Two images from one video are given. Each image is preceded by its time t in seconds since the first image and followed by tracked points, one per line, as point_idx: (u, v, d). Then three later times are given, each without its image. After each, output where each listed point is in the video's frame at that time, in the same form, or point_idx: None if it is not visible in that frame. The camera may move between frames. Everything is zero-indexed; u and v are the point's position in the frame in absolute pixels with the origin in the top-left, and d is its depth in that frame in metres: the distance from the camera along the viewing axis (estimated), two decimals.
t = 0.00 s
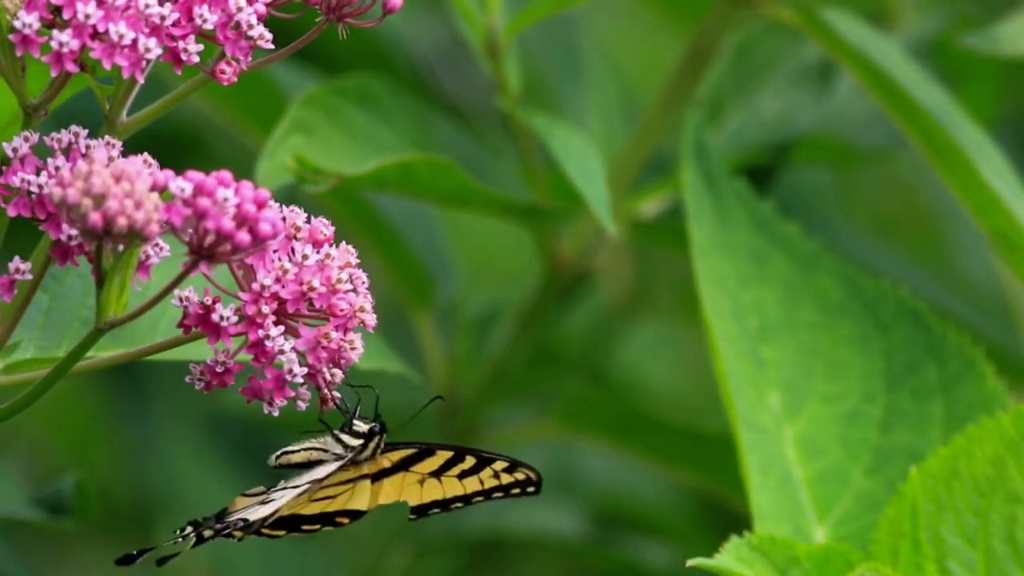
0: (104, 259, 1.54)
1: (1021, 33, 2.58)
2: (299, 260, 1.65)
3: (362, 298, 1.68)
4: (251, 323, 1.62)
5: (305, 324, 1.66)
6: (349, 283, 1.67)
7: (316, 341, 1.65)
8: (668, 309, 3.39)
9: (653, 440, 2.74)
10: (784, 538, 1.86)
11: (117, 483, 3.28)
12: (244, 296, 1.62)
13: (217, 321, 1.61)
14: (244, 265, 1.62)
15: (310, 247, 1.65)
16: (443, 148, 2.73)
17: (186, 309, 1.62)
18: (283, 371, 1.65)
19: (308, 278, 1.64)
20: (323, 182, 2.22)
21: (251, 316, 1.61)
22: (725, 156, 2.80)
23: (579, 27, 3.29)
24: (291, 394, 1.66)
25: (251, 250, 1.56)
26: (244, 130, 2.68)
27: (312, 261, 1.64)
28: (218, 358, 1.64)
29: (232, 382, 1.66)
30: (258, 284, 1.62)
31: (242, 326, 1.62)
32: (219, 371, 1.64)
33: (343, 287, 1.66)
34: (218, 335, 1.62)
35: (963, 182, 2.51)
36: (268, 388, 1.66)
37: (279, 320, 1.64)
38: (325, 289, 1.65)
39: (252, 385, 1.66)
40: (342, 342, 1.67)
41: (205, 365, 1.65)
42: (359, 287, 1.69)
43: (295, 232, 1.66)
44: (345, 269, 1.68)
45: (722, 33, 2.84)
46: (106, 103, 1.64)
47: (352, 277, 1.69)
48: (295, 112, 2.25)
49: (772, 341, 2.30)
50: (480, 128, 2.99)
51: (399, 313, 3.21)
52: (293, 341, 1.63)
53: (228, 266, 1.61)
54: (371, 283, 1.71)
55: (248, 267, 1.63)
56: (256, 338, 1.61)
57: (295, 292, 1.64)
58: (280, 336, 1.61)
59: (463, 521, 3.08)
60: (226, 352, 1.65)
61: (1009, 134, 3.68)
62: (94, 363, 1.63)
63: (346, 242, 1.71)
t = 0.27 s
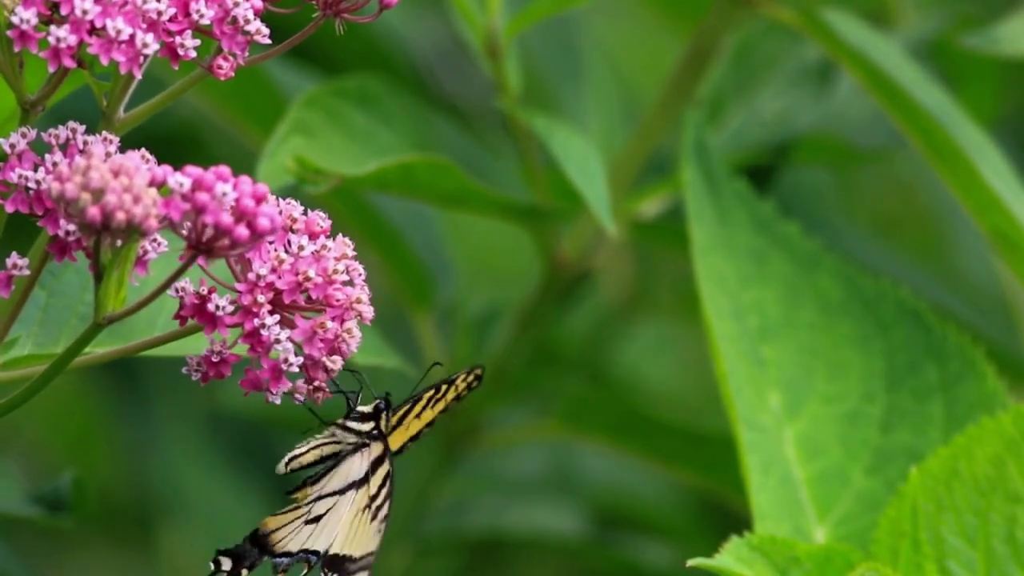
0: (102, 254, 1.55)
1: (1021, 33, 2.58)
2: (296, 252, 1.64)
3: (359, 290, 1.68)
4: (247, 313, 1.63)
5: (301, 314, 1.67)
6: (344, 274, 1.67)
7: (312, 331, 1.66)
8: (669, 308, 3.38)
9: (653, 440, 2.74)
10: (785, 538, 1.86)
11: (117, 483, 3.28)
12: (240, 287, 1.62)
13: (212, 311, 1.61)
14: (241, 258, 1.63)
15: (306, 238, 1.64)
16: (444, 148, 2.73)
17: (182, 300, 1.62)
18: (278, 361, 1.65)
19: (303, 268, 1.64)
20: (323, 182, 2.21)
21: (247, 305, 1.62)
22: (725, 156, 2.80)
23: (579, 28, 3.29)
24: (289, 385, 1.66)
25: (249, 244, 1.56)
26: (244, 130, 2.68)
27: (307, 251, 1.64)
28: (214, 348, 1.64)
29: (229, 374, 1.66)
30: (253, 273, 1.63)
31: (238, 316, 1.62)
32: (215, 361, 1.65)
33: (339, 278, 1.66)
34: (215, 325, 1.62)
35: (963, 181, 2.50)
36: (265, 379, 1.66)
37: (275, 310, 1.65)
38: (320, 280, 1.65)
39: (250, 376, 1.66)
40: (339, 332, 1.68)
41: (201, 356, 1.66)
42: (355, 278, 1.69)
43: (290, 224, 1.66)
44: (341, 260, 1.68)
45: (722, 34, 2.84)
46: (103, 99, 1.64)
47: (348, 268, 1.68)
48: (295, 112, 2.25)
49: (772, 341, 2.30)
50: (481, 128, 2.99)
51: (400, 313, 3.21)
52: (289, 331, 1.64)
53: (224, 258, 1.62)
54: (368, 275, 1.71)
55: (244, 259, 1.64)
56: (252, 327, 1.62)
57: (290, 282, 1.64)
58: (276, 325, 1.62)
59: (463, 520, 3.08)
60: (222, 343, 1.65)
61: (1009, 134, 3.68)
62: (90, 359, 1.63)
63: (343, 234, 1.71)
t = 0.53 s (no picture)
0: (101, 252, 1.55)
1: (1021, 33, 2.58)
2: (295, 249, 1.64)
3: (359, 288, 1.69)
4: (247, 311, 1.62)
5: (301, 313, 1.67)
6: (344, 272, 1.68)
7: (312, 329, 1.66)
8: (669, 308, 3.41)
9: (653, 440, 2.73)
10: (784, 538, 1.86)
11: (117, 483, 3.28)
12: (240, 286, 1.62)
13: (212, 310, 1.61)
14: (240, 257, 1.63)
15: (305, 236, 1.64)
16: (443, 148, 2.73)
17: (182, 299, 1.61)
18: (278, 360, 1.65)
19: (303, 266, 1.64)
20: (323, 182, 2.21)
21: (247, 304, 1.62)
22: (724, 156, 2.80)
23: (579, 27, 3.29)
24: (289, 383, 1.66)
25: (248, 241, 1.56)
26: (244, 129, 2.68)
27: (307, 250, 1.64)
28: (214, 347, 1.64)
29: (229, 372, 1.66)
30: (253, 272, 1.62)
31: (238, 315, 1.62)
32: (215, 360, 1.65)
33: (338, 276, 1.67)
34: (215, 324, 1.62)
35: (963, 181, 2.50)
36: (265, 377, 1.65)
37: (275, 309, 1.65)
38: (320, 278, 1.65)
39: (250, 374, 1.66)
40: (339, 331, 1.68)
41: (201, 354, 1.65)
42: (355, 276, 1.69)
43: (290, 222, 1.66)
44: (341, 258, 1.68)
45: (722, 33, 2.84)
46: (101, 96, 1.64)
47: (348, 266, 1.69)
48: (294, 112, 2.25)
49: (772, 341, 2.30)
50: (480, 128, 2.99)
51: (399, 313, 3.21)
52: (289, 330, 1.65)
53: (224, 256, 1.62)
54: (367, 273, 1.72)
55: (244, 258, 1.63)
56: (252, 326, 1.62)
57: (290, 281, 1.64)
58: (276, 324, 1.62)
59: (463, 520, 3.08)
60: (222, 341, 1.65)
61: (1009, 134, 3.68)
62: (88, 358, 1.63)
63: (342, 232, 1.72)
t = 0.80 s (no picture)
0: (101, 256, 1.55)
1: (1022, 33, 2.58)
2: (293, 249, 1.65)
3: (357, 287, 1.70)
4: (245, 310, 1.63)
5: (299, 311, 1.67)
6: (343, 270, 1.68)
7: (311, 326, 1.67)
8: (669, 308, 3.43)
9: (653, 440, 2.74)
10: (785, 538, 1.86)
11: (118, 482, 3.28)
12: (239, 285, 1.62)
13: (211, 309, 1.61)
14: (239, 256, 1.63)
15: (303, 235, 1.65)
16: (444, 148, 2.73)
17: (181, 298, 1.62)
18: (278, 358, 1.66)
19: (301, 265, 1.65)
20: (323, 181, 2.21)
21: (245, 303, 1.62)
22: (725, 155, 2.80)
23: (579, 27, 3.29)
24: (288, 382, 1.67)
25: (247, 245, 1.56)
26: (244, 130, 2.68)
27: (306, 248, 1.64)
28: (213, 346, 1.64)
29: (228, 371, 1.66)
30: (251, 271, 1.62)
31: (237, 314, 1.62)
32: (215, 359, 1.65)
33: (337, 275, 1.67)
34: (213, 323, 1.62)
35: (963, 182, 2.50)
36: (264, 376, 1.67)
37: (274, 308, 1.65)
38: (319, 277, 1.66)
39: (248, 373, 1.67)
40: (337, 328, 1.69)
41: (200, 354, 1.65)
42: (353, 275, 1.70)
43: (288, 221, 1.66)
44: (339, 256, 1.69)
45: (723, 33, 2.84)
46: (102, 99, 1.64)
47: (346, 265, 1.69)
48: (295, 112, 2.25)
49: (773, 341, 2.30)
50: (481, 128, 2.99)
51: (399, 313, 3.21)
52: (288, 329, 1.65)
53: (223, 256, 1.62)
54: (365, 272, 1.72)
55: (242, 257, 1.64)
56: (250, 324, 1.62)
57: (289, 280, 1.64)
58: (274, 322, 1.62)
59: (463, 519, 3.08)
60: (222, 341, 1.65)
61: (1009, 133, 3.68)
62: (88, 359, 1.63)
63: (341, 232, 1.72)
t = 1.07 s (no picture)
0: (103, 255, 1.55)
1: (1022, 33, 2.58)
2: (294, 250, 1.64)
3: (359, 289, 1.70)
4: (246, 312, 1.62)
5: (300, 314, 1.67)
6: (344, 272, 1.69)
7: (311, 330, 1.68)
8: (668, 308, 3.46)
9: (653, 440, 2.74)
10: (785, 538, 1.86)
11: (118, 483, 3.28)
12: (240, 286, 1.62)
13: (212, 311, 1.61)
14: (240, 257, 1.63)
15: (305, 237, 1.64)
16: (444, 148, 2.73)
17: (181, 300, 1.61)
18: (280, 362, 1.67)
19: (303, 267, 1.64)
20: (324, 182, 2.22)
21: (246, 305, 1.62)
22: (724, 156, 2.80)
23: (579, 28, 3.29)
24: (289, 384, 1.68)
25: (248, 244, 1.56)
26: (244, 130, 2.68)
27: (307, 251, 1.64)
28: (213, 348, 1.65)
29: (228, 373, 1.66)
30: (252, 272, 1.62)
31: (237, 316, 1.62)
32: (215, 361, 1.65)
33: (338, 277, 1.67)
34: (214, 325, 1.62)
35: (964, 182, 2.50)
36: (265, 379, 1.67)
37: (275, 309, 1.65)
38: (319, 279, 1.65)
39: (248, 374, 1.68)
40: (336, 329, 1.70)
41: (201, 355, 1.66)
42: (355, 277, 1.70)
43: (289, 223, 1.66)
44: (341, 259, 1.69)
45: (723, 33, 2.84)
46: (103, 98, 1.64)
47: (348, 267, 1.70)
48: (295, 112, 2.25)
49: (773, 341, 2.30)
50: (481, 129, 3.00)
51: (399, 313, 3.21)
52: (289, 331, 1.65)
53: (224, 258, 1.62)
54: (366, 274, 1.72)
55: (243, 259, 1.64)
56: (251, 327, 1.62)
57: (289, 282, 1.64)
58: (275, 324, 1.62)
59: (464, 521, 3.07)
60: (222, 342, 1.66)
61: (1009, 133, 3.68)
62: (89, 359, 1.63)
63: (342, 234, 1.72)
